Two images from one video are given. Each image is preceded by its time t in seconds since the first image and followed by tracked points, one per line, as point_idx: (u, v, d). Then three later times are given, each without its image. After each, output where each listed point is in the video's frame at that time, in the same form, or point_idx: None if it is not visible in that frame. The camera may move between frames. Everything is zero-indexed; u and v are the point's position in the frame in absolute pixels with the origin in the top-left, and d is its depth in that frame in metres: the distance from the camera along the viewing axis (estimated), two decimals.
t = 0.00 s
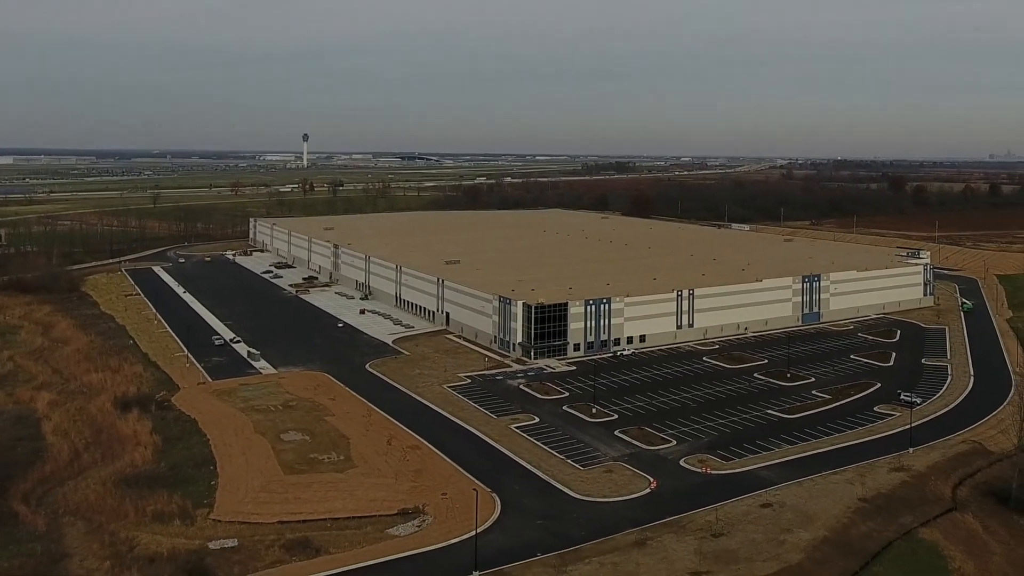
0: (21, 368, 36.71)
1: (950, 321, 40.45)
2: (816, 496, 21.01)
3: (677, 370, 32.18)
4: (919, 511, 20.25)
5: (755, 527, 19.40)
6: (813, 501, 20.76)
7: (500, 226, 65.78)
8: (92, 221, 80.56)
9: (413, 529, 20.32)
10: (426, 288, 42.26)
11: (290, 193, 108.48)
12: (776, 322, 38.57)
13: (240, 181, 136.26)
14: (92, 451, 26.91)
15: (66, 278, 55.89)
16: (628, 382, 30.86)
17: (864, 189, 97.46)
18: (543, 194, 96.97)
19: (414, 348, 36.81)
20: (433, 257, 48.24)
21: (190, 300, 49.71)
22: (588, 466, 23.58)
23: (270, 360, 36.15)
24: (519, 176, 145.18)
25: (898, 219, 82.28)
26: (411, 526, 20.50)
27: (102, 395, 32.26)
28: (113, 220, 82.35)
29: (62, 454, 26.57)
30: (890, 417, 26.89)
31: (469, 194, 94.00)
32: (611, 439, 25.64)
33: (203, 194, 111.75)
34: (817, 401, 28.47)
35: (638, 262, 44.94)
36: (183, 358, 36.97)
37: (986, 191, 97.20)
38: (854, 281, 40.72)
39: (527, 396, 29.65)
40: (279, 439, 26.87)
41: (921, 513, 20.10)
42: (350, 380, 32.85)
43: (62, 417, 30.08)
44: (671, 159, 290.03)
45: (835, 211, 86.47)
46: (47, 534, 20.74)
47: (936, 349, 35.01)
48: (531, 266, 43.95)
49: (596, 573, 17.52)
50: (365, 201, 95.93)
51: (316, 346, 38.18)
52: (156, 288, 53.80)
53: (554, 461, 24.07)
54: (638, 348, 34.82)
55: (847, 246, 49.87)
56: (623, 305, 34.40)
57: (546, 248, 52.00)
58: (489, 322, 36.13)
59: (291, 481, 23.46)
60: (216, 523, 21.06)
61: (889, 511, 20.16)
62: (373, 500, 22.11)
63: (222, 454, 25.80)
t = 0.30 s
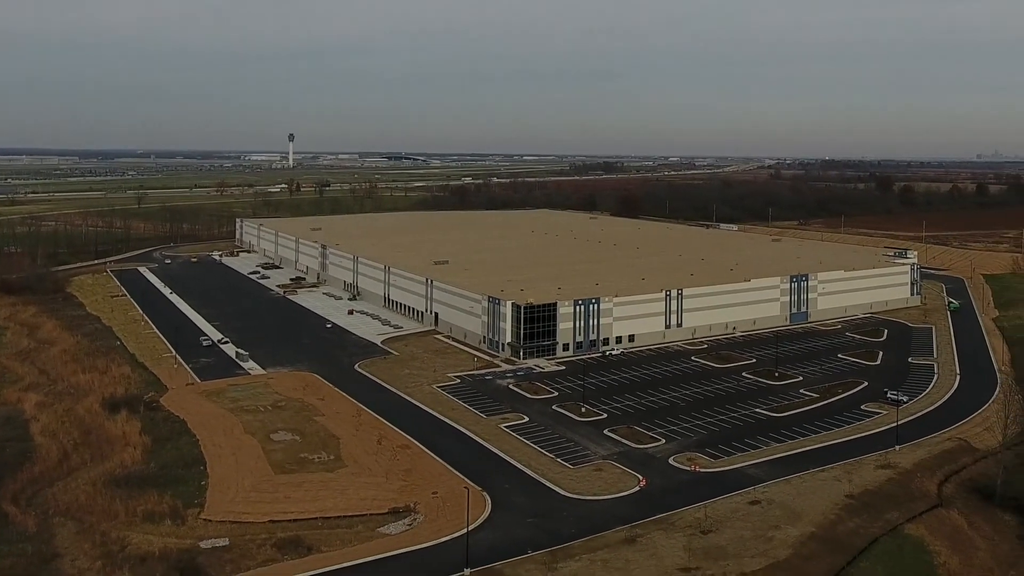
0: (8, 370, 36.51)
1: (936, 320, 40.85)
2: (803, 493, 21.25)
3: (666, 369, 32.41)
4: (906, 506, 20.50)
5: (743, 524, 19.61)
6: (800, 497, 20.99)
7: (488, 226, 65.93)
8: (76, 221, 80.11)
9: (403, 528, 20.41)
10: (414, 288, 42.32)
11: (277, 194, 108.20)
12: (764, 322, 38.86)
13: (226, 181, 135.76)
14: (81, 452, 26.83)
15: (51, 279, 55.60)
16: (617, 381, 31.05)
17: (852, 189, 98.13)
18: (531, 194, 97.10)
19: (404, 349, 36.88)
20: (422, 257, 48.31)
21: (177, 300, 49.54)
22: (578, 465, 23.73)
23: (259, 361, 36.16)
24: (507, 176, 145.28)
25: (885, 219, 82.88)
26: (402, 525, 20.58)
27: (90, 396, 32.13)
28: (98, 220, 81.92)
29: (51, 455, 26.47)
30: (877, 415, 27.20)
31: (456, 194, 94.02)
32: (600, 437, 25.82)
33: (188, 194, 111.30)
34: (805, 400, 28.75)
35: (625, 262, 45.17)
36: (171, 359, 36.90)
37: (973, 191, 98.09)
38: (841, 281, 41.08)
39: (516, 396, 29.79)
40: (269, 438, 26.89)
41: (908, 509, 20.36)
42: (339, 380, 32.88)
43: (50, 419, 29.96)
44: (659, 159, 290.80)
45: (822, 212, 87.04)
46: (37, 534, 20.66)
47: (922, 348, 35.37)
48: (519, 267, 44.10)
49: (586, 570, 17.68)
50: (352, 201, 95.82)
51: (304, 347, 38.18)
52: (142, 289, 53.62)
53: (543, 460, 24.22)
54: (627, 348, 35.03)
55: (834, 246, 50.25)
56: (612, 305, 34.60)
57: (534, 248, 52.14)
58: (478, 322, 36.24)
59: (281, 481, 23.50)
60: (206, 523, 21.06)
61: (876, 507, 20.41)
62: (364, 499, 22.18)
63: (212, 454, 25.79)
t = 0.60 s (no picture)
0: None
1: (925, 319, 41.18)
2: (793, 490, 21.44)
3: (657, 369, 32.57)
4: (895, 503, 20.71)
5: (734, 521, 19.76)
6: (791, 495, 21.18)
7: (478, 226, 66.07)
8: (63, 222, 79.73)
9: (396, 526, 20.48)
10: (405, 288, 42.39)
11: (265, 194, 107.93)
12: (754, 321, 39.11)
13: (214, 181, 135.32)
14: (73, 453, 26.77)
15: (38, 280, 55.34)
16: (608, 381, 31.20)
17: (842, 189, 98.75)
18: (521, 194, 97.21)
19: (395, 349, 36.94)
20: (412, 258, 48.38)
21: (166, 302, 49.38)
22: (570, 464, 23.85)
23: (250, 361, 36.15)
24: (496, 177, 145.34)
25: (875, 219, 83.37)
26: (394, 524, 20.65)
27: (80, 397, 32.04)
28: (85, 221, 81.52)
29: (42, 456, 26.39)
30: (867, 414, 27.43)
31: (446, 194, 94.04)
32: (592, 436, 25.95)
33: (176, 194, 110.89)
34: (795, 399, 28.97)
35: (615, 262, 45.34)
36: (161, 360, 36.82)
37: (962, 191, 98.78)
38: (831, 281, 41.37)
39: (508, 395, 29.89)
40: (261, 438, 26.90)
41: (897, 506, 20.57)
42: (331, 381, 32.89)
43: (40, 420, 29.86)
44: (649, 159, 291.39)
45: (812, 211, 87.47)
46: (29, 535, 20.62)
47: (911, 347, 35.67)
48: (509, 267, 44.22)
49: (579, 568, 17.80)
50: (341, 201, 95.70)
51: (295, 347, 38.20)
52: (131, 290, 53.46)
53: (535, 459, 24.33)
54: (618, 347, 35.19)
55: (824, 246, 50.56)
56: (603, 305, 34.75)
57: (524, 248, 52.27)
58: (469, 322, 36.32)
59: (274, 480, 23.52)
60: (199, 523, 21.07)
61: (865, 504, 20.63)
62: (357, 498, 22.22)
63: (204, 454, 25.77)
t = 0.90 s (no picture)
0: None
1: (913, 318, 41.50)
2: (783, 488, 21.62)
3: (647, 368, 32.72)
4: (883, 500, 20.91)
5: (724, 518, 19.92)
6: (780, 492, 21.36)
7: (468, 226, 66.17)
8: (48, 222, 79.27)
9: (388, 525, 20.55)
10: (394, 288, 42.43)
11: (253, 194, 107.58)
12: (743, 321, 39.33)
13: (201, 181, 134.78)
14: (63, 453, 26.68)
15: (24, 281, 55.02)
16: (598, 380, 31.32)
17: (831, 189, 99.32)
18: (510, 194, 97.29)
19: (385, 349, 36.96)
20: (402, 258, 48.43)
21: (154, 302, 49.21)
22: (561, 462, 23.96)
23: (240, 361, 36.12)
24: (485, 176, 145.31)
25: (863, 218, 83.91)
26: (386, 523, 20.70)
27: (69, 397, 31.92)
28: (71, 221, 81.09)
29: (32, 457, 26.29)
30: (855, 412, 27.67)
31: (435, 194, 94.02)
32: (583, 435, 26.07)
33: (162, 194, 110.42)
34: (784, 397, 29.18)
35: (604, 262, 45.52)
36: (150, 361, 36.71)
37: (950, 190, 99.46)
38: (819, 280, 41.65)
39: (499, 395, 29.97)
40: (252, 438, 26.88)
41: (886, 502, 20.77)
42: (321, 381, 32.88)
43: (29, 420, 29.74)
44: (638, 159, 291.99)
45: (801, 211, 87.95)
46: (20, 535, 20.56)
47: (899, 346, 35.96)
48: (498, 267, 44.33)
49: (571, 564, 17.92)
50: (329, 201, 95.53)
51: (284, 348, 38.20)
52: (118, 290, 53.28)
53: (527, 458, 24.43)
54: (608, 347, 35.34)
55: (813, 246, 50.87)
56: (593, 305, 34.89)
57: (513, 248, 52.41)
58: (459, 322, 36.38)
59: (265, 480, 23.52)
60: (191, 522, 21.05)
61: (854, 500, 20.83)
62: (349, 497, 22.26)
63: (194, 454, 25.73)
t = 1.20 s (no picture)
0: None
1: (905, 318, 41.72)
2: (775, 486, 21.77)
3: (640, 368, 32.86)
4: (875, 497, 21.06)
5: (717, 516, 20.05)
6: (773, 490, 21.49)
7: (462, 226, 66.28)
8: (39, 223, 79.04)
9: (384, 524, 20.62)
10: (388, 288, 42.49)
11: (245, 194, 107.42)
12: (736, 321, 39.49)
13: (192, 182, 134.45)
14: (57, 454, 26.62)
15: (16, 281, 54.88)
16: (592, 380, 31.43)
17: (825, 189, 99.71)
18: (503, 194, 97.42)
19: (379, 349, 37.01)
20: (395, 258, 48.53)
21: (146, 302, 49.18)
22: (555, 461, 24.06)
23: (233, 361, 36.15)
24: (478, 177, 145.37)
25: (856, 218, 84.32)
26: (381, 521, 20.76)
27: (62, 398, 31.85)
28: (62, 222, 80.88)
29: (26, 458, 26.26)
30: (848, 411, 27.86)
31: (428, 195, 94.07)
32: (577, 435, 26.18)
33: (154, 195, 110.20)
34: (777, 396, 29.36)
35: (597, 262, 45.68)
36: (144, 361, 36.70)
37: (943, 190, 99.90)
38: (812, 280, 41.84)
39: (492, 394, 30.07)
40: (246, 438, 26.88)
41: (879, 500, 20.93)
42: (315, 381, 32.90)
43: (22, 421, 29.69)
44: (631, 159, 292.40)
45: (794, 211, 88.28)
46: (14, 535, 20.53)
47: (891, 346, 36.17)
48: (491, 267, 44.48)
49: (565, 562, 18.01)
50: (322, 201, 95.50)
51: (277, 347, 38.24)
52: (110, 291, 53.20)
53: (521, 457, 24.51)
54: (602, 346, 35.47)
55: (806, 246, 51.09)
56: (586, 305, 34.99)
57: (506, 249, 52.55)
58: (453, 322, 36.44)
59: (260, 479, 23.55)
60: (186, 521, 21.07)
61: (846, 498, 20.97)
62: (344, 496, 22.32)
63: (189, 454, 25.73)
